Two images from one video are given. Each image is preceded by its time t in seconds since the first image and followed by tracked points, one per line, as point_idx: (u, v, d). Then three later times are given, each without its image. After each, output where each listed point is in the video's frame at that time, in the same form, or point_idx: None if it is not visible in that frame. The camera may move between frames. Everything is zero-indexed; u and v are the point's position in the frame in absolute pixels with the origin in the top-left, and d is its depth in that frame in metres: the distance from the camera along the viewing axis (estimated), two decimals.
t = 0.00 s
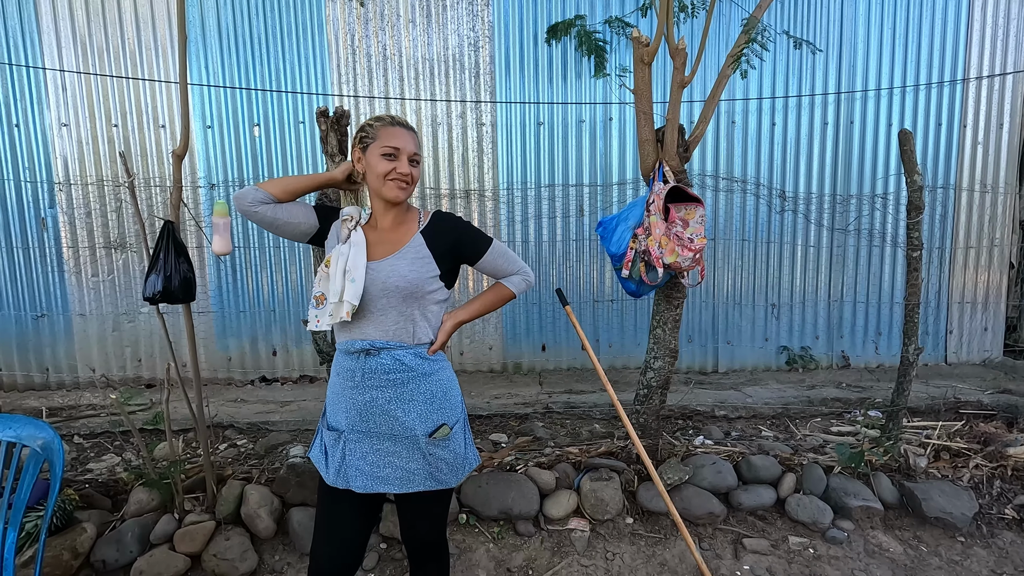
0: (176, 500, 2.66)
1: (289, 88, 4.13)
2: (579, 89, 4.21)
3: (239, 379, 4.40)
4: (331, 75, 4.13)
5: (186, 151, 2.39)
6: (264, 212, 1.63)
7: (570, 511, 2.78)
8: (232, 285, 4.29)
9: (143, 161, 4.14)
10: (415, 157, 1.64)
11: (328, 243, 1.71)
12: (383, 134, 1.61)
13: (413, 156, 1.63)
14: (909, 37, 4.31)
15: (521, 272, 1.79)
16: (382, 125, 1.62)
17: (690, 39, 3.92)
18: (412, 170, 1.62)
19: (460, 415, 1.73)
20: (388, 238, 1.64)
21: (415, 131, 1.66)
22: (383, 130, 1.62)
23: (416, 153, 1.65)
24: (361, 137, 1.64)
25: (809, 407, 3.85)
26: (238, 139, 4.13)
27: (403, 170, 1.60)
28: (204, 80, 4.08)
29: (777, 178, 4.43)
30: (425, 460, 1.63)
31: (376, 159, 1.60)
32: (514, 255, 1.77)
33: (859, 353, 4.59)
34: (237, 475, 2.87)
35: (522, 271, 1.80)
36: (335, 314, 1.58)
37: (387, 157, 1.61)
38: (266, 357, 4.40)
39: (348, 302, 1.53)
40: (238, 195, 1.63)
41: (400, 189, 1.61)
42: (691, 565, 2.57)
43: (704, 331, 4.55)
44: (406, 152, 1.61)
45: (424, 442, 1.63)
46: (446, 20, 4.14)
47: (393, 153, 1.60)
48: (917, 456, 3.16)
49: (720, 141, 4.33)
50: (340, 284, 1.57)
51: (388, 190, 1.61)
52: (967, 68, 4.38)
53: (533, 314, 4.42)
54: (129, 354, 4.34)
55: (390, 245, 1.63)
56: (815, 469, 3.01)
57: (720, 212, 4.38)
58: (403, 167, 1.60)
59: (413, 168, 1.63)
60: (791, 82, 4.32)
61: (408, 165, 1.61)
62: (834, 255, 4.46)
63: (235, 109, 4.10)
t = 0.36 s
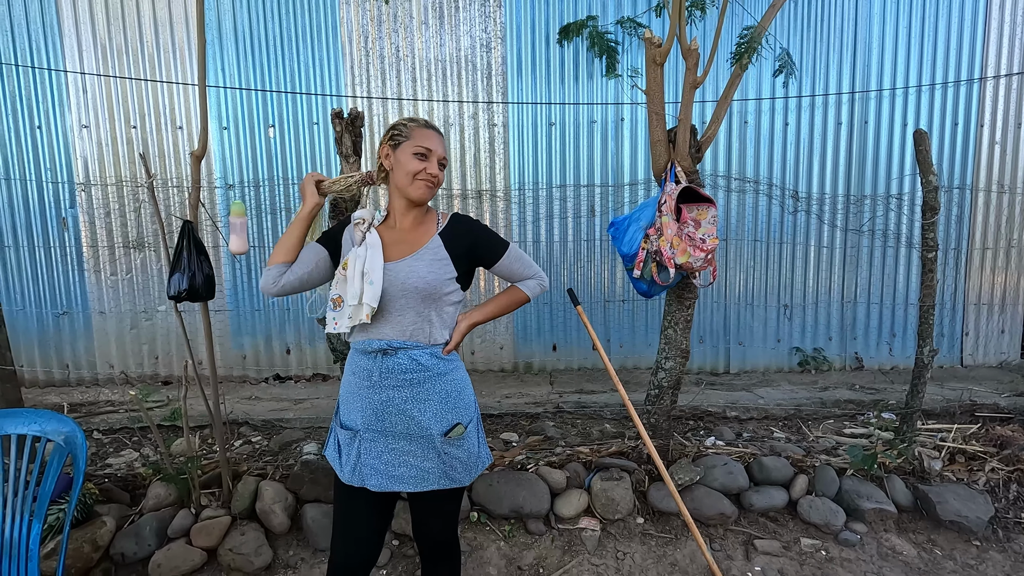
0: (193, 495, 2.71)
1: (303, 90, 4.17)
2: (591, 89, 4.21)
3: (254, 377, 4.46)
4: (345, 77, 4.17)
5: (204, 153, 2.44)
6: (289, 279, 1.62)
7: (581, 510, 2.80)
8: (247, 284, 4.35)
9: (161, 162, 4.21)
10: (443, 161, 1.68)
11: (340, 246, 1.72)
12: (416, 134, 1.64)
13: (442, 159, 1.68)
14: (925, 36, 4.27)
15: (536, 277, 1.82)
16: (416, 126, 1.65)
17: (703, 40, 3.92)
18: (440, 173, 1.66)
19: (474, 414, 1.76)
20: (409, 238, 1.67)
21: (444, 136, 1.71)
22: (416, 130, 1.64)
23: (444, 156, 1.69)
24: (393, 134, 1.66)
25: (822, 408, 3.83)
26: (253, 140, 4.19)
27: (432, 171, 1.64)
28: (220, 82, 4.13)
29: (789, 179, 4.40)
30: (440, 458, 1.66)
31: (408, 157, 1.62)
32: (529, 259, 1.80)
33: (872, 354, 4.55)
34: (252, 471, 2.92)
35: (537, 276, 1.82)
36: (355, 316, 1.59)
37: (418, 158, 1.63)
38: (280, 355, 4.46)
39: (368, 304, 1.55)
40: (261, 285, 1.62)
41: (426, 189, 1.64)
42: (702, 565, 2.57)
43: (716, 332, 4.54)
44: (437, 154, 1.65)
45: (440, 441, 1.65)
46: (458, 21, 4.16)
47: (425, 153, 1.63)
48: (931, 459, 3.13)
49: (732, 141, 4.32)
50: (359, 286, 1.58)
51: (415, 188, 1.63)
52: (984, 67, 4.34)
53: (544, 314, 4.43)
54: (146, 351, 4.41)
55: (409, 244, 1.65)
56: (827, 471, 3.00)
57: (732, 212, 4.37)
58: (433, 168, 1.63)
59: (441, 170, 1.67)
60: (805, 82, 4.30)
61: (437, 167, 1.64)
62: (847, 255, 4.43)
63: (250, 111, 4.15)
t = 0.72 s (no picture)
0: (208, 493, 2.74)
1: (317, 91, 4.20)
2: (604, 90, 4.21)
3: (267, 376, 4.49)
4: (358, 78, 4.20)
5: (220, 153, 2.46)
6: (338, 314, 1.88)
7: (593, 512, 2.79)
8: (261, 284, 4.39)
9: (176, 162, 4.26)
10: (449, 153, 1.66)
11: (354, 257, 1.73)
12: (421, 129, 1.66)
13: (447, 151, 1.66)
14: (944, 35, 4.21)
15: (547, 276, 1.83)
16: (423, 123, 1.68)
17: (717, 39, 3.89)
18: (442, 163, 1.64)
19: (493, 412, 1.76)
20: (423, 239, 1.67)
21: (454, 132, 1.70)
22: (422, 126, 1.67)
23: (450, 147, 1.67)
24: (402, 131, 1.70)
25: (836, 411, 3.79)
26: (267, 140, 4.22)
27: (433, 160, 1.63)
28: (235, 83, 4.17)
29: (804, 179, 4.37)
30: (462, 457, 1.67)
31: (411, 148, 1.64)
32: (542, 259, 1.81)
33: (888, 357, 4.50)
34: (266, 469, 2.94)
35: (547, 274, 1.83)
36: (375, 326, 1.59)
37: (422, 149, 1.64)
38: (293, 354, 4.49)
39: (387, 315, 1.56)
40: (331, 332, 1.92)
41: (427, 179, 1.63)
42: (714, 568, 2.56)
43: (729, 333, 4.50)
44: (440, 145, 1.64)
45: (461, 440, 1.66)
46: (471, 22, 4.17)
47: (428, 145, 1.63)
48: (949, 464, 3.09)
49: (745, 141, 4.28)
50: (376, 296, 1.57)
51: (418, 179, 1.63)
52: (1005, 66, 4.27)
53: (555, 315, 4.43)
54: (161, 349, 4.47)
55: (422, 246, 1.66)
56: (842, 474, 2.97)
57: (745, 212, 4.33)
58: (434, 158, 1.62)
59: (446, 162, 1.66)
60: (820, 82, 4.27)
61: (440, 157, 1.63)
62: (862, 256, 4.38)
63: (264, 111, 4.18)
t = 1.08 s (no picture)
0: (221, 491, 2.75)
1: (329, 91, 4.22)
2: (616, 90, 4.19)
3: (279, 375, 4.52)
4: (371, 79, 4.21)
5: (234, 154, 2.48)
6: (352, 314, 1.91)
7: (604, 514, 2.77)
8: (273, 283, 4.41)
9: (191, 163, 4.30)
10: (435, 145, 1.61)
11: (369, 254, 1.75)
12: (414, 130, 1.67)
13: (433, 143, 1.62)
14: (962, 33, 4.15)
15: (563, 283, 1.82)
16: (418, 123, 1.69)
17: (731, 38, 3.87)
18: (425, 156, 1.60)
19: (500, 416, 1.75)
20: (435, 240, 1.67)
21: (447, 123, 1.65)
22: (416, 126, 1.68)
23: (436, 136, 1.62)
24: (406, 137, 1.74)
25: (851, 415, 3.75)
26: (280, 141, 4.25)
27: (416, 155, 1.60)
28: (249, 84, 4.20)
29: (818, 180, 4.32)
30: (466, 460, 1.66)
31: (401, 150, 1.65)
32: (558, 265, 1.79)
33: (903, 360, 4.45)
34: (277, 468, 2.95)
35: (563, 281, 1.82)
36: (381, 324, 1.60)
37: (410, 149, 1.64)
38: (304, 354, 4.51)
39: (392, 313, 1.56)
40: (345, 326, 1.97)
41: (415, 176, 1.62)
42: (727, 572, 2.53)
43: (741, 335, 4.47)
44: (423, 139, 1.61)
45: (465, 443, 1.65)
46: (483, 22, 4.17)
47: (414, 143, 1.63)
48: (966, 469, 3.04)
49: (759, 142, 4.25)
50: (384, 294, 1.59)
51: (408, 178, 1.64)
52: None
53: (566, 316, 4.41)
54: (175, 348, 4.50)
55: (434, 247, 1.66)
56: (857, 479, 2.93)
57: (758, 213, 4.30)
58: (416, 153, 1.60)
59: (433, 155, 1.61)
60: (834, 82, 4.23)
61: (423, 152, 1.61)
62: (877, 258, 4.33)
63: (277, 112, 4.21)
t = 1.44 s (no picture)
0: (231, 490, 2.76)
1: (340, 92, 4.24)
2: (626, 90, 4.18)
3: (288, 375, 4.54)
4: (381, 80, 4.22)
5: (245, 154, 2.49)
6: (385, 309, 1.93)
7: (613, 516, 2.76)
8: (283, 283, 4.42)
9: (202, 164, 4.33)
10: (421, 150, 1.61)
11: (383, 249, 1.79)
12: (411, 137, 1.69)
13: (419, 149, 1.62)
14: (978, 31, 4.09)
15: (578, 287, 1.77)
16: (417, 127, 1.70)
17: (743, 38, 3.84)
18: (413, 165, 1.62)
19: (506, 419, 1.73)
20: (447, 240, 1.68)
21: (433, 122, 1.63)
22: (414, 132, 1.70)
23: (422, 140, 1.62)
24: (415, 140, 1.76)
25: (863, 418, 3.70)
26: (291, 141, 4.27)
27: (408, 165, 1.63)
28: (260, 85, 4.22)
29: (831, 180, 4.28)
30: (469, 462, 1.65)
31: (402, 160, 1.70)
32: (574, 268, 1.74)
33: (917, 363, 4.39)
34: (286, 467, 2.96)
35: (578, 285, 1.76)
36: (384, 321, 1.61)
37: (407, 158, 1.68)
38: (314, 354, 4.53)
39: (395, 310, 1.57)
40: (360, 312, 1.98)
41: (413, 185, 1.66)
42: None
43: (752, 337, 4.43)
44: (411, 148, 1.63)
45: (469, 445, 1.64)
46: (493, 23, 4.17)
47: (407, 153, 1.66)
48: (982, 474, 2.99)
49: (771, 142, 4.22)
50: (389, 291, 1.61)
51: (410, 187, 1.68)
52: None
53: (576, 316, 4.40)
54: (186, 347, 4.54)
55: (444, 248, 1.66)
56: (870, 483, 2.89)
57: (770, 214, 4.26)
58: (406, 164, 1.63)
59: (422, 161, 1.62)
60: (848, 81, 4.19)
61: (412, 161, 1.63)
62: (891, 259, 4.28)
63: (288, 113, 4.23)
